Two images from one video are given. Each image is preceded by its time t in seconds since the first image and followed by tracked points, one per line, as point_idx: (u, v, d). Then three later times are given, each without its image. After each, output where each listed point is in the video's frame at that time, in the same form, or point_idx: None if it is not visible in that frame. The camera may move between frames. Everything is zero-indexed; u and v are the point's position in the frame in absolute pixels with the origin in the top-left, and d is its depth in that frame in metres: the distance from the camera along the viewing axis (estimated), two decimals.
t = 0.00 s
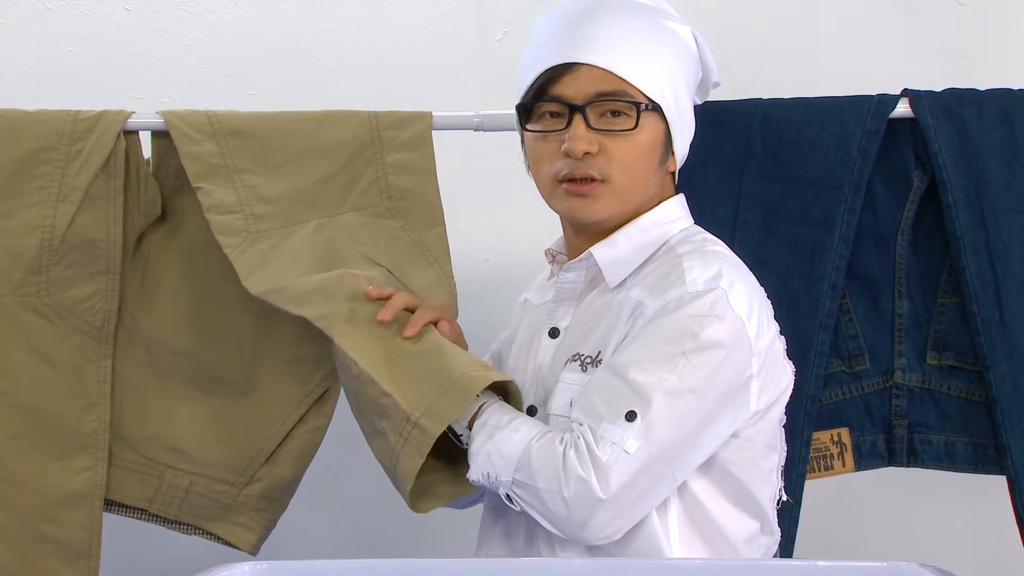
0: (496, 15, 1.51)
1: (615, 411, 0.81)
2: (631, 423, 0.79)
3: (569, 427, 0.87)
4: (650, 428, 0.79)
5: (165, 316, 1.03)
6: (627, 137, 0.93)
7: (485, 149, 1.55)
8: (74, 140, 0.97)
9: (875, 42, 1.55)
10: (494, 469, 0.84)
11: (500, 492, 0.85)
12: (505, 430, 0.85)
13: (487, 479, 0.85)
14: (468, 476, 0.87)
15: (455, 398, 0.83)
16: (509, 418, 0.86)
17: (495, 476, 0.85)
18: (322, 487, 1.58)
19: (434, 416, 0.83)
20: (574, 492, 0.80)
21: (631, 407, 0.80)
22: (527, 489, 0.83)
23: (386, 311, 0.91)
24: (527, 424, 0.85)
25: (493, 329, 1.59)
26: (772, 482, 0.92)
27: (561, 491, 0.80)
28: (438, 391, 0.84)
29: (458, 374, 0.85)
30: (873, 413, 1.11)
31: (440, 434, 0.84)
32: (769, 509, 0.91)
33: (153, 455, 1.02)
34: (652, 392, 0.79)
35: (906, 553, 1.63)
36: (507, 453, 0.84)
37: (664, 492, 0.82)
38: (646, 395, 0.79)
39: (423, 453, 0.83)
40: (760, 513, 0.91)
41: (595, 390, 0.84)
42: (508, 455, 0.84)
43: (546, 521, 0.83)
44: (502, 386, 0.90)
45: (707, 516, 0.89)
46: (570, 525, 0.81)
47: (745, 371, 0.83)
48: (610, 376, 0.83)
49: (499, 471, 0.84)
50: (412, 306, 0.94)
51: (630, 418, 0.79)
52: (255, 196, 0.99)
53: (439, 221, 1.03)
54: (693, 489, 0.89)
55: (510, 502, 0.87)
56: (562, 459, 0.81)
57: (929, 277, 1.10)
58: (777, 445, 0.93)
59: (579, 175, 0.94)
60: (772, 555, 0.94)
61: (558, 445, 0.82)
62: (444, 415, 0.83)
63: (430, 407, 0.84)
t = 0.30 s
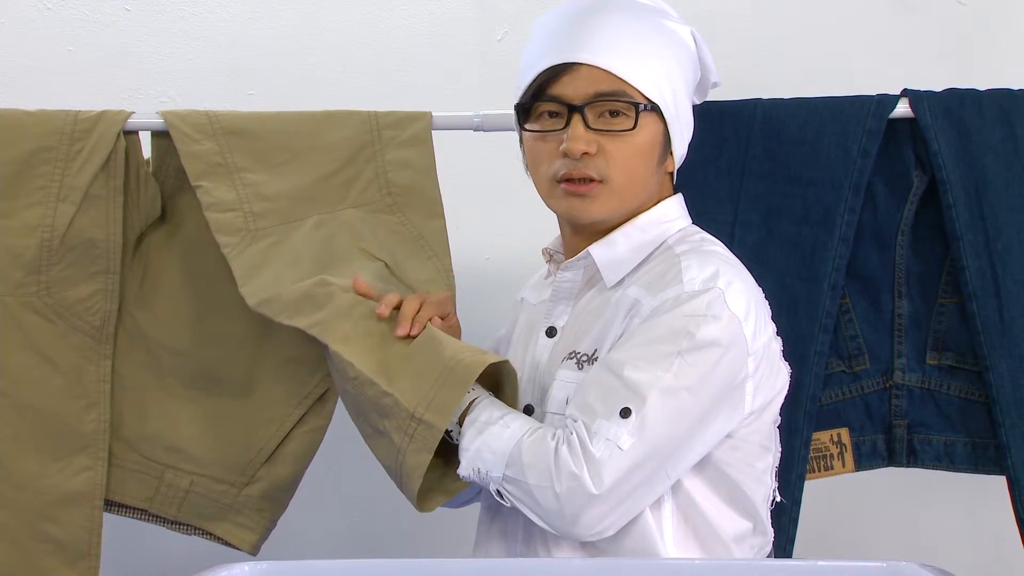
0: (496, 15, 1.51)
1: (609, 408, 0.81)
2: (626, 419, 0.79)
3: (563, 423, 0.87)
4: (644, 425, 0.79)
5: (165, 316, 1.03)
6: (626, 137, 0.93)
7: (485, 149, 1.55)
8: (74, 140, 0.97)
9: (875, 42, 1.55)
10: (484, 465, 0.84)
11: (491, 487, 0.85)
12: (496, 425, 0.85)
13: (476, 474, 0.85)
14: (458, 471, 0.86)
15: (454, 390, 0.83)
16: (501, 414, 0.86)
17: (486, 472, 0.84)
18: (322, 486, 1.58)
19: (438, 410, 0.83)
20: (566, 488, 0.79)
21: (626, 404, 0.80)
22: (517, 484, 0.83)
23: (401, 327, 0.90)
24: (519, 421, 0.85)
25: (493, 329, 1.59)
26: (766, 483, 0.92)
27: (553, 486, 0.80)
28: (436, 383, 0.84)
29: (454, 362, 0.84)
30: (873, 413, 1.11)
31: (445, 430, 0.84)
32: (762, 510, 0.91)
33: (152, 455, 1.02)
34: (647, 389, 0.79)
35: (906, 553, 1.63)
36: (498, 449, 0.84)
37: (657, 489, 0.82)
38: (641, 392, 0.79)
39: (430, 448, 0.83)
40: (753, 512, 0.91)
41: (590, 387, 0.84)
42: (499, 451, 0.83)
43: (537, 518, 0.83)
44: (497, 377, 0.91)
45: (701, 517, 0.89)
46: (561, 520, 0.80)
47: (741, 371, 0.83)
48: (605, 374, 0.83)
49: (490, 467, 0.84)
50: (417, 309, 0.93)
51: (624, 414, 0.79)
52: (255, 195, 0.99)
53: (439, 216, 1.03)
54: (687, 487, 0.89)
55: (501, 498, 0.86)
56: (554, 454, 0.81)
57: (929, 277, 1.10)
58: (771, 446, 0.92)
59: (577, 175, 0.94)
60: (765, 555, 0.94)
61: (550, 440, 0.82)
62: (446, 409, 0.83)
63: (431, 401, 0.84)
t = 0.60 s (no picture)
0: (496, 15, 1.51)
1: (606, 405, 0.81)
2: (622, 416, 0.79)
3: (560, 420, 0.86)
4: (641, 422, 0.79)
5: (165, 316, 1.03)
6: (623, 139, 0.93)
7: (485, 149, 1.55)
8: (74, 140, 0.97)
9: (875, 42, 1.55)
10: (480, 462, 0.83)
11: (487, 486, 0.84)
12: (491, 423, 0.84)
13: (472, 472, 0.84)
14: (453, 469, 0.85)
15: (457, 393, 0.84)
16: (497, 412, 0.85)
17: (481, 469, 0.83)
18: (322, 487, 1.58)
19: (440, 415, 0.84)
20: (562, 484, 0.79)
21: (623, 401, 0.80)
22: (514, 481, 0.82)
23: (406, 330, 0.89)
24: (514, 418, 0.84)
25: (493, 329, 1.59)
26: (763, 482, 0.92)
27: (548, 482, 0.80)
28: (439, 386, 0.85)
29: (457, 363, 0.85)
30: (873, 413, 1.11)
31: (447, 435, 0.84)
32: (759, 509, 0.91)
33: (152, 455, 1.02)
34: (644, 386, 0.79)
35: (906, 552, 1.63)
36: (494, 446, 0.83)
37: (654, 487, 0.82)
38: (638, 388, 0.79)
39: (430, 454, 0.83)
40: (751, 513, 0.91)
41: (587, 384, 0.84)
42: (495, 448, 0.83)
43: (533, 516, 0.82)
44: (498, 382, 0.91)
45: (700, 516, 0.89)
46: (557, 516, 0.80)
47: (738, 369, 0.83)
48: (603, 371, 0.83)
49: (486, 463, 0.83)
50: (418, 310, 0.92)
51: (621, 410, 0.79)
52: (255, 195, 0.99)
53: (438, 216, 1.03)
54: (684, 486, 0.89)
55: (497, 496, 0.85)
56: (549, 450, 0.81)
57: (928, 277, 1.10)
58: (768, 446, 0.92)
59: (575, 177, 0.94)
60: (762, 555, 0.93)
61: (546, 436, 0.82)
62: (449, 414, 0.83)
63: (434, 405, 0.84)
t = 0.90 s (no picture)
0: (495, 15, 1.51)
1: (605, 403, 0.81)
2: (621, 414, 0.79)
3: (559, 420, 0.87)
4: (639, 420, 0.79)
5: (166, 316, 1.03)
6: (620, 138, 0.93)
7: (485, 149, 1.55)
8: (74, 140, 0.97)
9: (875, 42, 1.55)
10: (478, 462, 0.84)
11: (485, 486, 0.84)
12: (489, 423, 0.84)
13: (470, 472, 0.84)
14: (451, 470, 0.85)
15: (443, 400, 0.83)
16: (493, 412, 0.85)
17: (479, 469, 0.84)
18: (323, 487, 1.58)
19: (424, 421, 0.83)
20: (560, 482, 0.79)
21: (622, 399, 0.80)
22: (512, 481, 0.82)
23: (400, 338, 0.88)
24: (512, 418, 0.84)
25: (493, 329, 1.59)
26: (763, 481, 0.92)
27: (547, 481, 0.80)
28: (427, 392, 0.84)
29: (446, 373, 0.84)
30: (873, 413, 1.11)
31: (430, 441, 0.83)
32: (759, 509, 0.91)
33: (153, 455, 1.02)
34: (642, 384, 0.79)
35: (907, 552, 1.63)
36: (491, 446, 0.83)
37: (652, 486, 0.82)
38: (637, 386, 0.79)
39: (412, 461, 0.83)
40: (750, 513, 0.91)
41: (586, 383, 0.84)
42: (492, 449, 0.83)
43: (531, 515, 0.82)
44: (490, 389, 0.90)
45: (700, 516, 0.89)
46: (555, 514, 0.80)
47: (738, 369, 0.83)
48: (602, 370, 0.83)
49: (483, 463, 0.83)
50: (414, 316, 0.91)
51: (620, 409, 0.79)
52: (255, 195, 0.99)
53: (439, 217, 1.03)
54: (684, 485, 0.89)
55: (495, 497, 0.85)
56: (548, 449, 0.81)
57: (929, 277, 1.10)
58: (767, 445, 0.92)
59: (573, 178, 0.94)
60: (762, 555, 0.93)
61: (545, 435, 0.82)
62: (432, 421, 0.83)
63: (419, 412, 0.83)
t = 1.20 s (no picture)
0: (495, 14, 1.51)
1: (603, 403, 0.81)
2: (619, 414, 0.79)
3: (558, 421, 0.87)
4: (637, 420, 0.79)
5: (165, 316, 1.03)
6: (616, 140, 0.93)
7: (485, 149, 1.55)
8: (74, 140, 0.97)
9: (875, 42, 1.55)
10: (475, 465, 0.84)
11: (482, 488, 0.84)
12: (486, 425, 0.84)
13: (467, 474, 0.84)
14: (449, 472, 0.86)
15: (436, 408, 0.82)
16: (491, 413, 0.85)
17: (477, 471, 0.84)
18: (323, 487, 1.58)
19: (417, 428, 0.83)
20: (558, 482, 0.79)
21: (620, 399, 0.80)
22: (509, 483, 0.82)
23: (397, 344, 0.88)
24: (509, 419, 0.84)
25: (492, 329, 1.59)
26: (761, 481, 0.92)
27: (546, 481, 0.80)
28: (422, 399, 0.84)
29: (442, 382, 0.84)
30: (873, 413, 1.11)
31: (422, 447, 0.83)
32: (758, 509, 0.91)
33: (153, 455, 1.02)
34: (640, 384, 0.79)
35: (906, 552, 1.63)
36: (489, 447, 0.83)
37: (651, 487, 0.82)
38: (635, 387, 0.79)
39: (404, 466, 0.83)
40: (749, 513, 0.91)
41: (584, 383, 0.84)
42: (490, 450, 0.83)
43: (529, 515, 0.82)
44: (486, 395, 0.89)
45: (699, 516, 0.89)
46: (552, 514, 0.80)
47: (736, 370, 0.83)
48: (599, 370, 0.83)
49: (481, 466, 0.84)
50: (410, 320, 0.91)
51: (618, 409, 0.79)
52: (254, 195, 0.99)
53: (438, 215, 1.03)
54: (683, 487, 0.89)
55: (493, 499, 0.86)
56: (546, 449, 0.81)
57: (929, 277, 1.10)
58: (766, 445, 0.92)
59: (569, 179, 0.94)
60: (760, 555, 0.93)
61: (541, 437, 0.82)
62: (424, 429, 0.82)
63: (412, 418, 0.83)
